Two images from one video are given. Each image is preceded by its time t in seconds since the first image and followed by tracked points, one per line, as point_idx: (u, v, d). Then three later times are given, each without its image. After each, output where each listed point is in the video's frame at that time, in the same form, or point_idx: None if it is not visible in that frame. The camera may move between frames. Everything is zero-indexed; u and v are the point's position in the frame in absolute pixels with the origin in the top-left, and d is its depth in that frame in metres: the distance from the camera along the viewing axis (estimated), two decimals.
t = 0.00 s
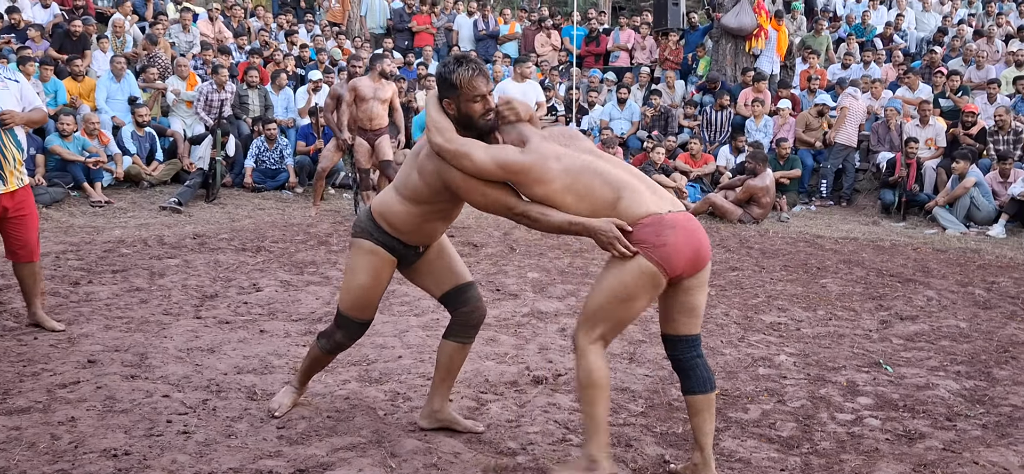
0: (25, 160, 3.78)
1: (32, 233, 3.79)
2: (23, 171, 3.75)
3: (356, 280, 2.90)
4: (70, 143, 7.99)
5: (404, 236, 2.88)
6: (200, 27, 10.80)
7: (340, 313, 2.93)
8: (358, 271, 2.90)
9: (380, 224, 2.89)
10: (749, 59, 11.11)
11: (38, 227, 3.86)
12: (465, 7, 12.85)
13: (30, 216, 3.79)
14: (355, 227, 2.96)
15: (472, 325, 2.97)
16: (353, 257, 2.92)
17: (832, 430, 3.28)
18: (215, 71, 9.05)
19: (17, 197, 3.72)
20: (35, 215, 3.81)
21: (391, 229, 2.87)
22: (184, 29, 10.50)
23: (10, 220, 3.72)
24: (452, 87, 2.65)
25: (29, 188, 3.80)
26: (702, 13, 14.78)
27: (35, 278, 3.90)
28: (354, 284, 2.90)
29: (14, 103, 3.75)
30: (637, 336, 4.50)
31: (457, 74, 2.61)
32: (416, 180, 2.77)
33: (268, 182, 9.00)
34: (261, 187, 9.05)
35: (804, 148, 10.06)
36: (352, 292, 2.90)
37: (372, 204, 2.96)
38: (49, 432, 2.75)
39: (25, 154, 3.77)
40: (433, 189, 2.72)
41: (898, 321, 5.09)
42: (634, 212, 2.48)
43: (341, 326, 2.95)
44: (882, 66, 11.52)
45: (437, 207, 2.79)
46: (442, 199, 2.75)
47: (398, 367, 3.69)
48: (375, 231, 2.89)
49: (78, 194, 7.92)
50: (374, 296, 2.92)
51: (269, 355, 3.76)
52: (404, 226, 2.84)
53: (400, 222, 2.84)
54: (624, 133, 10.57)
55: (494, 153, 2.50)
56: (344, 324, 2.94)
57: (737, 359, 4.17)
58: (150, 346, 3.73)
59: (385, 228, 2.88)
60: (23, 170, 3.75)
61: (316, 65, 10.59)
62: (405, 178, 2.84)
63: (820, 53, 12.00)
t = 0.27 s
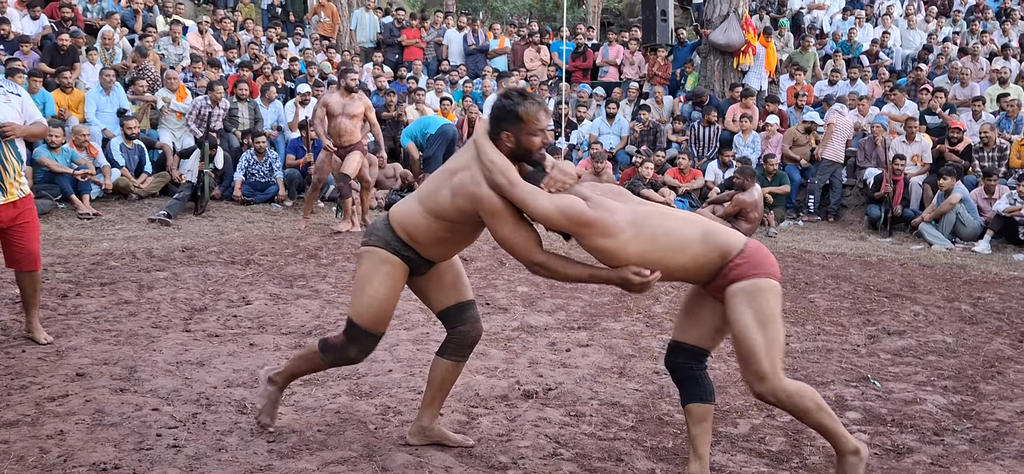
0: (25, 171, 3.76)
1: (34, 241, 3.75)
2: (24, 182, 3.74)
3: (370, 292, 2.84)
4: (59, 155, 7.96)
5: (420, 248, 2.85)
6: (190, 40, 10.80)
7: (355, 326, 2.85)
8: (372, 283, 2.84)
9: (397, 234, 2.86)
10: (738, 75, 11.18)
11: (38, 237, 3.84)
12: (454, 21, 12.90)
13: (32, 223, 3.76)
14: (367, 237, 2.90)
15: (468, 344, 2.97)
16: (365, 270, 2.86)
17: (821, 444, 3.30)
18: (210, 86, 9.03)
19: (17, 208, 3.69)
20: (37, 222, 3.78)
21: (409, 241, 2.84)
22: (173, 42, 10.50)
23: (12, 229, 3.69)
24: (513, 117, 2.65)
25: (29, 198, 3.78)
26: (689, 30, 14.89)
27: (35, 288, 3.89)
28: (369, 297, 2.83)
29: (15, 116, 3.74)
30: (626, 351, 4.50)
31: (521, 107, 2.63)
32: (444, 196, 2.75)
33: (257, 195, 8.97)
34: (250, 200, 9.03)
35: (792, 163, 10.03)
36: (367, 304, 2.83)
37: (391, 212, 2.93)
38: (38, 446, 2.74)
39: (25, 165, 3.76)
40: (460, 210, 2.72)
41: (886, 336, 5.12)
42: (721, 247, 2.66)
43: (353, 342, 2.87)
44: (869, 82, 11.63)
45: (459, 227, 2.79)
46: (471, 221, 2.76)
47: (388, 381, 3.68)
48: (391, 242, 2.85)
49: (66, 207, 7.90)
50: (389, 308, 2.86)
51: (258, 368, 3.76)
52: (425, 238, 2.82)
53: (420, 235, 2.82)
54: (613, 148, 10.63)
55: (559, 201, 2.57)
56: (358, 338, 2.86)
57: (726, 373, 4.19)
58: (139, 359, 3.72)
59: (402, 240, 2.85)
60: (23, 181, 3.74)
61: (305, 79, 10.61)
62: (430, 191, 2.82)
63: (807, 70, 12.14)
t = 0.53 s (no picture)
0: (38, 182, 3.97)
1: (43, 249, 3.91)
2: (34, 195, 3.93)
3: (422, 289, 2.77)
4: (46, 164, 7.94)
5: (444, 251, 2.86)
6: (178, 49, 10.79)
7: (424, 322, 2.74)
8: (422, 281, 2.78)
9: (422, 234, 2.85)
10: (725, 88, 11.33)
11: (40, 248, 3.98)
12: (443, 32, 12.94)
13: (39, 234, 3.92)
14: (394, 243, 2.86)
15: (459, 361, 3.02)
16: (409, 272, 2.80)
17: (806, 455, 3.32)
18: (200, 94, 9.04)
19: (29, 218, 3.85)
20: (43, 233, 3.94)
21: (434, 242, 2.84)
22: (162, 51, 10.49)
23: (23, 239, 3.84)
24: (565, 161, 2.71)
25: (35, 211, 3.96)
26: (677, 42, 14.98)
27: (38, 297, 4.01)
28: (429, 292, 2.77)
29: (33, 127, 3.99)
30: (613, 362, 4.52)
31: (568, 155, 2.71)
32: (462, 195, 2.77)
33: (244, 204, 8.98)
34: (238, 209, 9.02)
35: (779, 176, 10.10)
36: (428, 299, 2.76)
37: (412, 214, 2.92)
38: (22, 455, 2.73)
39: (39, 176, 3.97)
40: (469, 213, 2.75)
41: (870, 348, 5.16)
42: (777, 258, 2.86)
43: (422, 343, 2.74)
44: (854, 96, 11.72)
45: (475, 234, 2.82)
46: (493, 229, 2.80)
47: (374, 391, 3.68)
48: (423, 242, 2.83)
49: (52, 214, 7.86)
50: (446, 305, 2.80)
51: (245, 378, 3.75)
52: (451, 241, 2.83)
53: (444, 237, 2.82)
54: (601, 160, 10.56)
55: (630, 231, 2.71)
56: (429, 335, 2.74)
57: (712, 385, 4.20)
58: (124, 368, 3.71)
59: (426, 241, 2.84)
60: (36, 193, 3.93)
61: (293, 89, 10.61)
62: (451, 190, 2.84)
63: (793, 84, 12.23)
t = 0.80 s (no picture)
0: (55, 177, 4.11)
1: (46, 251, 3.95)
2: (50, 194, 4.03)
3: (432, 302, 2.75)
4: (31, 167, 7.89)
5: (459, 251, 2.85)
6: (166, 52, 10.75)
7: (429, 338, 2.74)
8: (433, 294, 2.76)
9: (438, 234, 2.83)
10: (712, 96, 11.38)
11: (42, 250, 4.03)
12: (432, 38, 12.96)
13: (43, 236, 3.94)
14: (405, 248, 2.83)
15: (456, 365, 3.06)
16: (419, 281, 2.77)
17: (790, 461, 3.34)
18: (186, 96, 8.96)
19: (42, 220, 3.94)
20: (48, 234, 3.96)
21: (449, 243, 2.83)
22: (150, 54, 10.46)
23: (30, 241, 3.87)
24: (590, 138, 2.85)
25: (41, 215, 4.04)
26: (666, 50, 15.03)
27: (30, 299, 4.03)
28: (438, 306, 2.76)
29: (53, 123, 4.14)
30: (598, 368, 4.53)
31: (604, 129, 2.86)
32: (485, 183, 2.77)
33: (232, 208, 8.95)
34: (224, 214, 8.99)
35: (765, 184, 10.20)
36: (436, 314, 2.75)
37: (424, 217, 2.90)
38: (3, 460, 2.72)
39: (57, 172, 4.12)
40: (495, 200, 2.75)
41: (855, 355, 5.19)
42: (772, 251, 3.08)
43: (424, 358, 2.76)
44: (841, 105, 11.80)
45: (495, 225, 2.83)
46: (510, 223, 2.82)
47: (360, 396, 3.68)
48: (437, 246, 2.81)
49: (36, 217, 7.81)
50: (453, 318, 2.79)
51: (230, 382, 3.74)
52: (466, 241, 2.83)
53: (462, 235, 2.82)
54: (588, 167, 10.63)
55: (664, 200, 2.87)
56: (431, 351, 2.75)
57: (697, 391, 4.22)
58: (108, 372, 3.69)
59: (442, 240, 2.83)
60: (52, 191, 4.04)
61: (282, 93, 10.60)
62: (470, 184, 2.84)
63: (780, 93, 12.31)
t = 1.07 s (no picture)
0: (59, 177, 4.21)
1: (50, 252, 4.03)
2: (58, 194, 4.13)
3: (430, 306, 2.72)
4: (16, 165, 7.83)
5: (459, 247, 2.81)
6: (153, 50, 10.70)
7: (423, 343, 2.72)
8: (431, 299, 2.72)
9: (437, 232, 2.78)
10: (700, 97, 11.40)
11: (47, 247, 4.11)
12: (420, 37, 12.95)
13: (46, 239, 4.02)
14: (400, 251, 2.77)
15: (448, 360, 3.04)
16: (414, 284, 2.73)
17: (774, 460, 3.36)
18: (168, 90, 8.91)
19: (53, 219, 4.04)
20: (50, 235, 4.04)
21: (449, 241, 2.78)
22: (137, 52, 10.41)
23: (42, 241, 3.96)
24: (587, 120, 2.79)
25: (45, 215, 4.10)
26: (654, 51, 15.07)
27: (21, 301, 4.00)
28: (434, 311, 2.72)
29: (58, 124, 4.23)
30: (584, 367, 4.54)
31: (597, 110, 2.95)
32: (494, 173, 2.75)
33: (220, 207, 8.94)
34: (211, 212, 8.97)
35: (753, 186, 10.30)
36: (432, 319, 2.72)
37: (417, 215, 2.84)
38: None
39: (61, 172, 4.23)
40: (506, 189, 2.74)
41: (839, 355, 5.23)
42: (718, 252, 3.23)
43: (416, 363, 2.74)
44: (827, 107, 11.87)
45: (499, 215, 2.80)
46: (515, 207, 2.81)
47: (346, 395, 3.68)
48: (434, 246, 2.76)
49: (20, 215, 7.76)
50: (448, 321, 2.77)
51: (215, 381, 3.73)
52: (466, 236, 2.80)
53: (463, 230, 2.78)
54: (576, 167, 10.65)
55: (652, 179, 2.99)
56: (425, 356, 2.73)
57: (682, 390, 4.24)
58: (93, 371, 3.68)
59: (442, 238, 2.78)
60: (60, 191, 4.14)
61: (269, 92, 10.57)
62: (468, 176, 2.80)
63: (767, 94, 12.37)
